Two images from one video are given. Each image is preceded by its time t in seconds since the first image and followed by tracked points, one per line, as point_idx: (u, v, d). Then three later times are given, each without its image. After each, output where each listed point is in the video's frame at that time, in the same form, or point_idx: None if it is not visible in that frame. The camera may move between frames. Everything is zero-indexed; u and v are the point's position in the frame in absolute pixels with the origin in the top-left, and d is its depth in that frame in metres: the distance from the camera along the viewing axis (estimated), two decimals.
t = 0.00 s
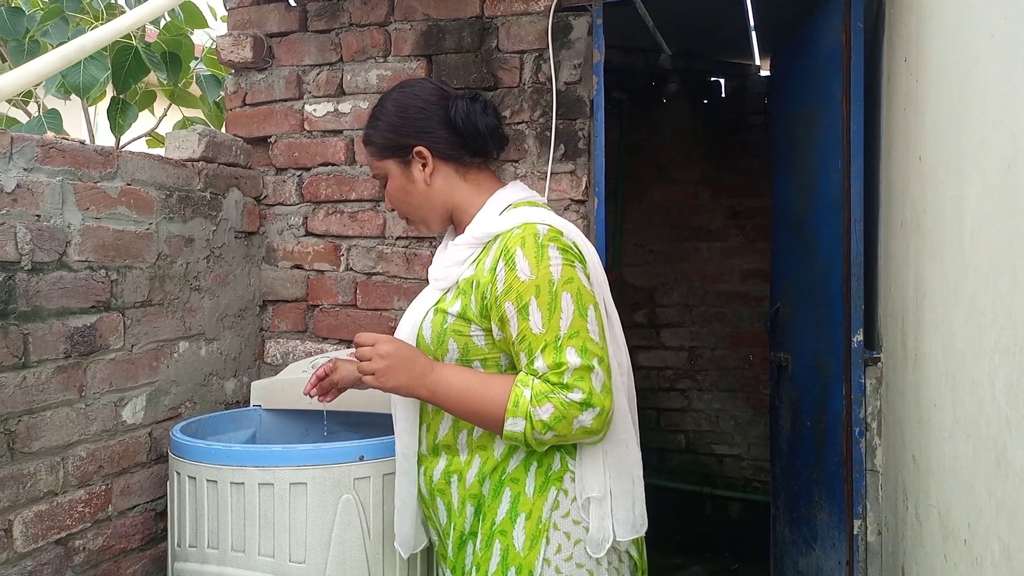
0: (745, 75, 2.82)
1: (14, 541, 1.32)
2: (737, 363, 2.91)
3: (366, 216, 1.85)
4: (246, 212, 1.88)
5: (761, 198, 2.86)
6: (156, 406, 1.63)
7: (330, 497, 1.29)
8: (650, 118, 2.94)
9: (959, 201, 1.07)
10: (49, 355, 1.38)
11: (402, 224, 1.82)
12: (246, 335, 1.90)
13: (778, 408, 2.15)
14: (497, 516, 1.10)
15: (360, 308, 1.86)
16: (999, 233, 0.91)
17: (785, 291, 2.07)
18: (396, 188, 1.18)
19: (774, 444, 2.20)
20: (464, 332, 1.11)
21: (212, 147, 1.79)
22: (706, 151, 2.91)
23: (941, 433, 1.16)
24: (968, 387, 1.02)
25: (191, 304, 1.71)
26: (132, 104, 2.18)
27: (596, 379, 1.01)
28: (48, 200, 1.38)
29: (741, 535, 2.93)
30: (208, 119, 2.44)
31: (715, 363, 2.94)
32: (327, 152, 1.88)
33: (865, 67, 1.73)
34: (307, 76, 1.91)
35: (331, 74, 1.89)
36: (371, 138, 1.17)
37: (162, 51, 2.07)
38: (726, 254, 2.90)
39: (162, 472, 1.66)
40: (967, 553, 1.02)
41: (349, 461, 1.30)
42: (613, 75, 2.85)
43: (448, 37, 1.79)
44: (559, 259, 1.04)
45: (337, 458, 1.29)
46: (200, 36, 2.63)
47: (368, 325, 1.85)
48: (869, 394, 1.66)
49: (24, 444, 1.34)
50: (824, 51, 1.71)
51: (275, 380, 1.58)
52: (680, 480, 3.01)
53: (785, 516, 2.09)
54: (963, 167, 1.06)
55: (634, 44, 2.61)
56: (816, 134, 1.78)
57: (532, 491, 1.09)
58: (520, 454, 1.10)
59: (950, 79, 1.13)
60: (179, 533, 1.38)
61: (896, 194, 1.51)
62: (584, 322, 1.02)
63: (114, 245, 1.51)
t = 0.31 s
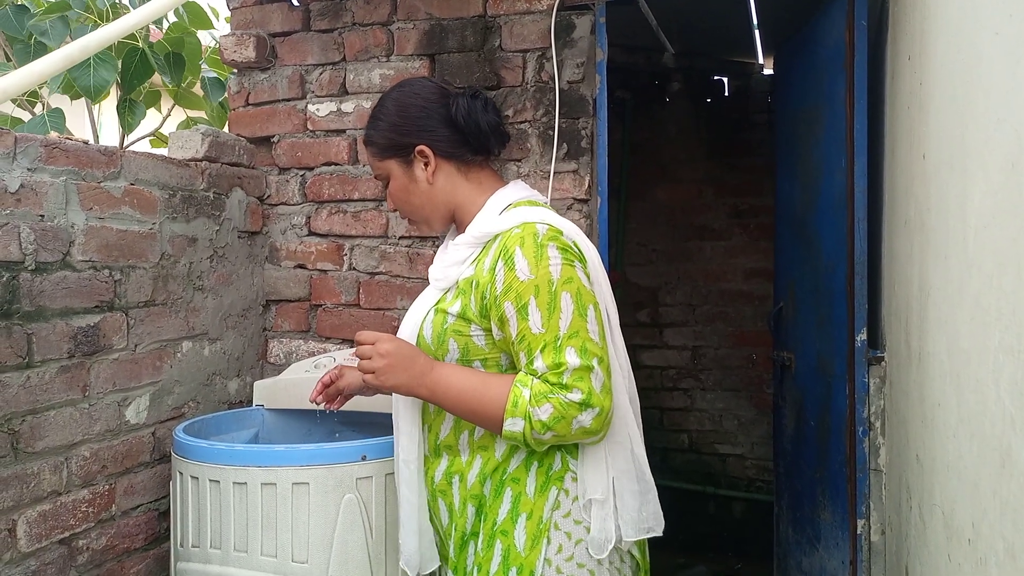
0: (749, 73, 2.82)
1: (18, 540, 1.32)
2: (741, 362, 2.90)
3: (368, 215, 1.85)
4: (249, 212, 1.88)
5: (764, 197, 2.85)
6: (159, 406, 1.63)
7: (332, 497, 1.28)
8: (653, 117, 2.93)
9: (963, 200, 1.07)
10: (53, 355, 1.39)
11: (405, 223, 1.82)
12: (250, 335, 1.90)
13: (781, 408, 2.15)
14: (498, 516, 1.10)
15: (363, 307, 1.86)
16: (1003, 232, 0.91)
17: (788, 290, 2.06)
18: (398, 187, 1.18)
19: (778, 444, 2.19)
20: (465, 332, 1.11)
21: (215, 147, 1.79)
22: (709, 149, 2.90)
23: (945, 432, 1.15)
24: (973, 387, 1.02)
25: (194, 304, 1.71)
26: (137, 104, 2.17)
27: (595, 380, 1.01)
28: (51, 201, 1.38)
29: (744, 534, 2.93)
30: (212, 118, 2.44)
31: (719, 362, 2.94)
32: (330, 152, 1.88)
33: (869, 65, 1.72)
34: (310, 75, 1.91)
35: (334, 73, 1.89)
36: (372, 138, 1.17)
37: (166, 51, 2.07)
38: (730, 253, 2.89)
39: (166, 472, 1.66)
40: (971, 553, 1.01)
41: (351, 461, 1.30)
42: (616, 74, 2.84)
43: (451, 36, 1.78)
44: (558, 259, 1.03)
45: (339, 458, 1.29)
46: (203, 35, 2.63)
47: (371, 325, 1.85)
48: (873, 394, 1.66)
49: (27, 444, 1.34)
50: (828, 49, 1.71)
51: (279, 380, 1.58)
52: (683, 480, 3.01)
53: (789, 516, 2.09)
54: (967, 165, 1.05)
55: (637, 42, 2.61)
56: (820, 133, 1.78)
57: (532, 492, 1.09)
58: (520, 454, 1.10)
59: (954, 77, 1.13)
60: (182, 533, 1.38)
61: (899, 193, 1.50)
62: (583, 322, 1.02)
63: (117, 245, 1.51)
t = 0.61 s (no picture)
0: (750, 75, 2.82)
1: (21, 544, 1.32)
2: (742, 365, 2.90)
3: (370, 218, 1.85)
4: (251, 215, 1.89)
5: (766, 200, 2.85)
6: (161, 410, 1.63)
7: (334, 500, 1.28)
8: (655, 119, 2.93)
9: (965, 203, 1.07)
10: (55, 358, 1.39)
11: (406, 226, 1.82)
12: (252, 338, 1.90)
13: (783, 410, 2.15)
14: (502, 519, 1.10)
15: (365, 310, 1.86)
16: (1005, 235, 0.91)
17: (790, 292, 2.06)
18: (404, 193, 1.17)
19: (780, 446, 2.19)
20: (465, 325, 1.11)
21: (217, 150, 1.79)
22: (711, 152, 2.90)
23: (947, 435, 1.15)
24: (975, 390, 1.01)
25: (196, 307, 1.71)
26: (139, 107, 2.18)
27: (567, 372, 0.98)
28: (54, 205, 1.39)
29: (746, 537, 2.93)
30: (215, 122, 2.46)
31: (720, 364, 2.93)
32: (332, 155, 1.88)
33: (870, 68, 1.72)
34: (312, 79, 1.92)
35: (336, 77, 1.89)
36: (376, 144, 1.16)
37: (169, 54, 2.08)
38: (731, 255, 2.89)
39: (168, 475, 1.66)
40: (974, 556, 1.01)
41: (353, 463, 1.30)
42: (618, 76, 2.84)
43: (452, 39, 1.79)
44: (555, 250, 1.03)
45: (341, 460, 1.29)
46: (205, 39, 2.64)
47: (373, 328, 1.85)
48: (875, 396, 1.65)
49: (29, 447, 1.34)
50: (829, 51, 1.71)
51: (281, 383, 1.58)
52: (685, 483, 3.00)
53: (791, 518, 2.09)
54: (969, 168, 1.05)
55: (638, 45, 2.60)
56: (822, 135, 1.77)
57: (537, 494, 1.09)
58: (524, 455, 1.11)
59: (956, 79, 1.13)
60: (184, 537, 1.38)
61: (901, 195, 1.50)
62: (567, 313, 1.00)
63: (120, 248, 1.52)
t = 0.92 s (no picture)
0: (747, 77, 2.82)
1: (18, 547, 1.32)
2: (740, 366, 2.90)
3: (367, 220, 1.85)
4: (248, 217, 1.88)
5: (763, 201, 2.86)
6: (158, 412, 1.63)
7: (332, 502, 1.28)
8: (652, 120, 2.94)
9: (961, 205, 1.07)
10: (52, 361, 1.38)
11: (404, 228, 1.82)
12: (249, 340, 1.90)
13: (781, 411, 2.15)
14: (513, 517, 1.10)
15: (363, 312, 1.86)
16: (1002, 236, 0.91)
17: (787, 293, 2.06)
18: (385, 207, 1.18)
19: (778, 447, 2.19)
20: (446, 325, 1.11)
21: (214, 152, 1.79)
22: (708, 153, 2.90)
23: (944, 436, 1.15)
24: (972, 391, 1.02)
25: (193, 309, 1.71)
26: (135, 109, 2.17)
27: (490, 359, 0.97)
28: (50, 206, 1.39)
29: (744, 538, 2.93)
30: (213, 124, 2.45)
31: (718, 366, 2.94)
32: (329, 157, 1.88)
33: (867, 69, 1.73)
34: (309, 81, 1.92)
35: (333, 79, 1.89)
36: (354, 159, 1.16)
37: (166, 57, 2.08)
38: (729, 256, 2.90)
39: (165, 477, 1.66)
40: (971, 558, 1.01)
41: (351, 466, 1.30)
42: (615, 78, 2.84)
43: (450, 41, 1.79)
44: (508, 239, 1.03)
45: (339, 463, 1.29)
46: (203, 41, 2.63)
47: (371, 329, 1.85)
48: (873, 397, 1.66)
49: (26, 450, 1.34)
50: (826, 52, 1.71)
51: (278, 385, 1.58)
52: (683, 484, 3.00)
53: (789, 519, 2.09)
54: (966, 170, 1.06)
55: (635, 46, 2.61)
56: (819, 137, 1.78)
57: (548, 491, 1.09)
58: (536, 452, 1.11)
59: (952, 81, 1.13)
60: (181, 539, 1.38)
61: (898, 196, 1.50)
62: (504, 299, 0.99)
63: (116, 250, 1.51)
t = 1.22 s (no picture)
0: (751, 75, 2.82)
1: (25, 543, 1.33)
2: (744, 364, 2.90)
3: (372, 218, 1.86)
4: (253, 215, 1.89)
5: (767, 199, 2.86)
6: (164, 409, 1.64)
7: (336, 499, 1.29)
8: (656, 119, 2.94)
9: (967, 204, 1.07)
10: (58, 358, 1.39)
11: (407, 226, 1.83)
12: (254, 338, 1.90)
13: (784, 410, 2.15)
14: (545, 511, 1.16)
15: (367, 310, 1.87)
16: (1007, 235, 0.91)
17: (791, 292, 2.06)
18: (313, 275, 1.21)
19: (781, 445, 2.19)
20: (446, 375, 1.13)
21: (218, 151, 1.80)
22: (712, 151, 2.90)
23: (950, 435, 1.15)
24: (978, 389, 1.01)
25: (199, 307, 1.71)
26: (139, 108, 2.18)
27: (568, 349, 1.07)
28: (56, 205, 1.39)
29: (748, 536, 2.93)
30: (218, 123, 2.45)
31: (722, 364, 2.94)
32: (333, 156, 1.89)
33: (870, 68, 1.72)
34: (313, 80, 1.92)
35: (337, 77, 1.89)
36: (286, 230, 1.20)
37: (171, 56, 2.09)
38: (733, 254, 2.89)
39: (171, 474, 1.67)
40: (977, 555, 1.01)
41: (355, 463, 1.30)
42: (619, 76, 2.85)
43: (454, 40, 1.79)
44: (478, 268, 1.09)
45: (343, 460, 1.29)
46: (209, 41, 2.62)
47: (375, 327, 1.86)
48: (877, 395, 1.65)
49: (33, 447, 1.35)
50: (830, 51, 1.71)
51: (283, 382, 1.59)
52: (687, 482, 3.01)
53: (793, 518, 2.09)
54: (971, 169, 1.06)
55: (638, 45, 2.60)
56: (823, 135, 1.78)
57: (572, 479, 1.16)
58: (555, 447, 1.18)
59: (957, 80, 1.13)
60: (186, 535, 1.38)
61: (902, 195, 1.50)
62: (531, 304, 1.07)
63: (122, 248, 1.52)
